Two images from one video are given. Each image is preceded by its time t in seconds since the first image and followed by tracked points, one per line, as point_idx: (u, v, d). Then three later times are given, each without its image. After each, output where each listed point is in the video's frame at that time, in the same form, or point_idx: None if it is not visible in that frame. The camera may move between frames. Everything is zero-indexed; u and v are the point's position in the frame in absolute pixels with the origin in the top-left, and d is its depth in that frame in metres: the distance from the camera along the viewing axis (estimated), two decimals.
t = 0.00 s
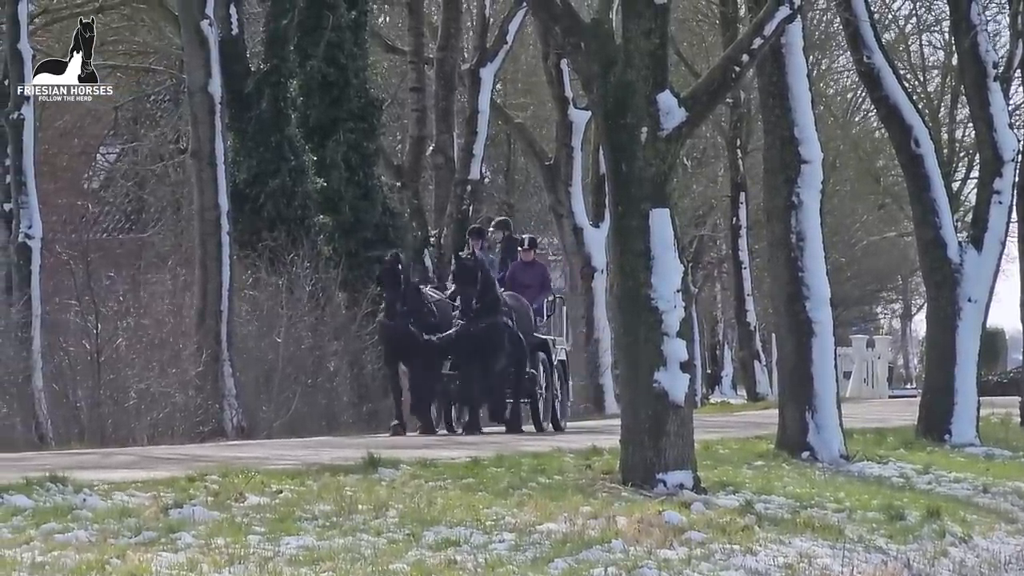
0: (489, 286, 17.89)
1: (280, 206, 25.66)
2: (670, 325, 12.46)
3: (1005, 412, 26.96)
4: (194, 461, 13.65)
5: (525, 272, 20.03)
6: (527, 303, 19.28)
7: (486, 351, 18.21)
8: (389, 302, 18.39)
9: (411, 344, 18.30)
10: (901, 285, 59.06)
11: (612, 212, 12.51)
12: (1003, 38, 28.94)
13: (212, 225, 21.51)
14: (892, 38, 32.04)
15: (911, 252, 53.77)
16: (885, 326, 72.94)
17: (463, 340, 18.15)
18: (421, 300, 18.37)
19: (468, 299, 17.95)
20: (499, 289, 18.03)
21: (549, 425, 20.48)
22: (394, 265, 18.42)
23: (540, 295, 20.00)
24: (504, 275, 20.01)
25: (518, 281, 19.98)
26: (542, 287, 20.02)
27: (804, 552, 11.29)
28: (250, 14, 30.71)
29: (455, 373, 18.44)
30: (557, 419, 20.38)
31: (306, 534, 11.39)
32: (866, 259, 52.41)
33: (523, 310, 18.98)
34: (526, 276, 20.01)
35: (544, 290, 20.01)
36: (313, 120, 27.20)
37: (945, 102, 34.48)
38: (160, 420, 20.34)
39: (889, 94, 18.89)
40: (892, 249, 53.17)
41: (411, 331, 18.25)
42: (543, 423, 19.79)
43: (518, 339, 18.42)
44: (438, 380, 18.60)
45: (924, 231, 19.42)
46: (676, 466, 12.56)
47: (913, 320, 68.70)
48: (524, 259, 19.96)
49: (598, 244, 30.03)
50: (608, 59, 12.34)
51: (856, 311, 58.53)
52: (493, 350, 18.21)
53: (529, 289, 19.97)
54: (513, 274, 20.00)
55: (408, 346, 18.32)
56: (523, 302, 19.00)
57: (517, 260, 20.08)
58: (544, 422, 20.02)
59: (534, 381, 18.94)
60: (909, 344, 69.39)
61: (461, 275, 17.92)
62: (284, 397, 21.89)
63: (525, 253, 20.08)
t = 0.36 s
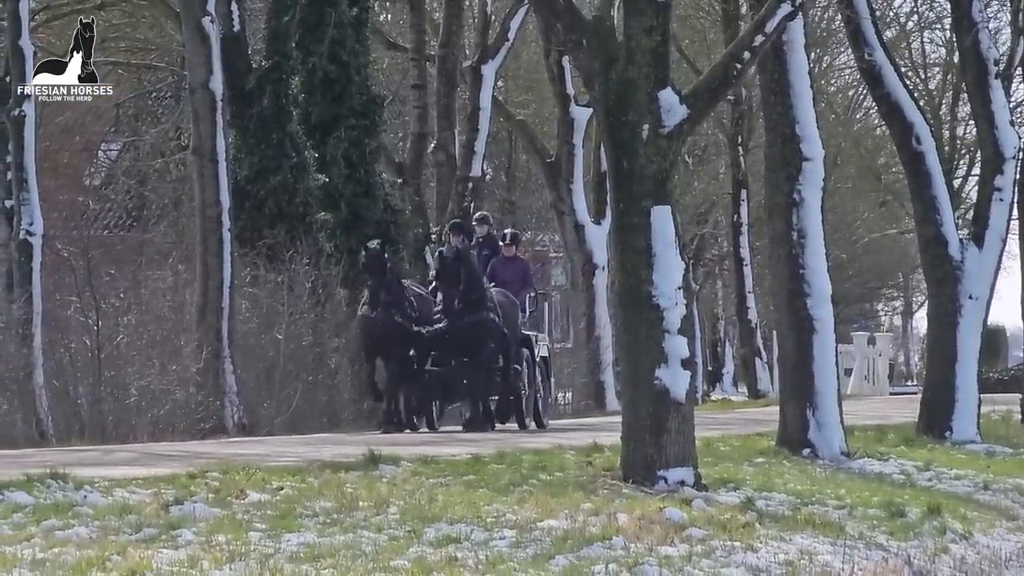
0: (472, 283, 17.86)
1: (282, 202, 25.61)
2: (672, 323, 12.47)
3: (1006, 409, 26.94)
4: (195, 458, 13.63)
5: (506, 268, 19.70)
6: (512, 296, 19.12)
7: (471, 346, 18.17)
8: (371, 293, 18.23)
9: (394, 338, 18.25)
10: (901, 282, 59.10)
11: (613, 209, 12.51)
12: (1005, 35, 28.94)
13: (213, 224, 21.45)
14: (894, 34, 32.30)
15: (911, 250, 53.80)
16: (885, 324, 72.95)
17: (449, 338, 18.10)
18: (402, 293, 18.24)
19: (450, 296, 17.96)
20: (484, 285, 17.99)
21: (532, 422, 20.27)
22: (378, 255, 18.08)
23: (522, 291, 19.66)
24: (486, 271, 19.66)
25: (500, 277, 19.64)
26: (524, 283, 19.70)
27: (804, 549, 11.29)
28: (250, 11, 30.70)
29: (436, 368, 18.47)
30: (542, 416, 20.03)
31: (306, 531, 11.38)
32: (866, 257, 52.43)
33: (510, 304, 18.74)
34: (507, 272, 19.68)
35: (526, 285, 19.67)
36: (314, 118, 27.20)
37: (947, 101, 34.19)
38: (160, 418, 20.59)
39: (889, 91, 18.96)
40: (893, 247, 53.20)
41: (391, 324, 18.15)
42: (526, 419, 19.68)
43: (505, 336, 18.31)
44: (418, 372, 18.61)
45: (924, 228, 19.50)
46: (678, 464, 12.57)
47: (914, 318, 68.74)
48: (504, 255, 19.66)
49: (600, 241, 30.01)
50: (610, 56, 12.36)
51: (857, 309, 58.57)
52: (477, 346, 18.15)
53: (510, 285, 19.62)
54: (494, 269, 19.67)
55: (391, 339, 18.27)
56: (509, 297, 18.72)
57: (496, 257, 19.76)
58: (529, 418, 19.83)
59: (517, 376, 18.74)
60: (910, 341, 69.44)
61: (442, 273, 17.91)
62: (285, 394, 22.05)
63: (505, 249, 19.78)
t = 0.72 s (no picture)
0: (461, 272, 17.75)
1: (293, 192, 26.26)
2: (683, 314, 12.47)
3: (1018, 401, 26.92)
4: (207, 448, 13.64)
5: (499, 257, 19.80)
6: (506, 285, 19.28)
7: (467, 336, 17.94)
8: (360, 289, 17.58)
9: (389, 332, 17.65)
10: (913, 273, 59.10)
11: (624, 199, 12.52)
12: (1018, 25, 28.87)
13: (224, 213, 21.41)
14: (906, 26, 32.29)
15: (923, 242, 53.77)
16: (897, 314, 72.89)
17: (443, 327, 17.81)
18: (393, 286, 17.79)
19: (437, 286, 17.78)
20: (474, 274, 17.86)
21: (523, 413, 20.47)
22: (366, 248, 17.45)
23: (517, 279, 19.70)
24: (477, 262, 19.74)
25: (492, 266, 19.71)
26: (517, 271, 19.75)
27: (815, 540, 11.27)
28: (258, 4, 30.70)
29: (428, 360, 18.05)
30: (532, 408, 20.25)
31: (317, 522, 11.37)
32: (877, 249, 52.42)
33: (504, 290, 19.01)
34: (499, 261, 19.77)
35: (520, 273, 19.74)
36: (325, 109, 27.75)
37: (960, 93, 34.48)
38: (173, 408, 20.76)
39: (901, 82, 19.14)
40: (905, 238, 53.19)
41: (387, 318, 17.57)
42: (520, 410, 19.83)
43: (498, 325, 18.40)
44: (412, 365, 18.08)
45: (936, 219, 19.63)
46: (689, 454, 12.58)
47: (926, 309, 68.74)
48: (496, 243, 19.73)
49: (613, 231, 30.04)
50: (622, 48, 12.34)
51: (869, 301, 58.50)
52: (472, 335, 17.93)
53: (503, 274, 19.68)
54: (487, 259, 19.76)
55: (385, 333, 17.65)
56: (502, 282, 19.04)
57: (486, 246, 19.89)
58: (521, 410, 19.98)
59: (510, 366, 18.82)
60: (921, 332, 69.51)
61: (431, 266, 17.71)
62: (297, 384, 22.08)
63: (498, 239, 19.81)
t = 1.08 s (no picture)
0: (452, 255, 17.44)
1: (304, 178, 26.79)
2: (694, 301, 12.47)
3: None
4: (218, 435, 13.63)
5: (489, 242, 19.67)
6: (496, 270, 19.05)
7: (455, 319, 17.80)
8: (349, 273, 17.81)
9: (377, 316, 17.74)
10: (923, 260, 59.06)
11: (634, 185, 12.51)
12: None
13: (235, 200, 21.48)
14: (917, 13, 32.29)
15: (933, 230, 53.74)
16: (907, 300, 72.76)
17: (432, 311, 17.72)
18: (381, 269, 17.93)
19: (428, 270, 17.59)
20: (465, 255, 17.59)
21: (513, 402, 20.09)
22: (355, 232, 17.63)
23: (506, 266, 19.58)
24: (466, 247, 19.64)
25: (482, 251, 19.59)
26: (507, 257, 19.63)
27: (825, 526, 11.26)
28: None
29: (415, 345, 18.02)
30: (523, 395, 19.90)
31: (327, 508, 11.37)
32: (887, 237, 52.41)
33: (492, 274, 18.57)
34: (489, 246, 19.65)
35: (509, 259, 19.62)
36: (336, 94, 28.25)
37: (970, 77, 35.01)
38: (183, 394, 20.79)
39: (912, 69, 19.14)
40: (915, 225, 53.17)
41: (377, 300, 17.65)
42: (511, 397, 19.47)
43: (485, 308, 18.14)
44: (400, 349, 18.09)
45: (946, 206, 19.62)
46: (699, 441, 12.60)
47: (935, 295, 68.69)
48: (486, 229, 19.63)
49: (622, 218, 30.00)
50: (632, 34, 12.31)
51: (879, 289, 58.48)
52: (461, 319, 17.81)
53: (493, 259, 19.56)
54: (477, 244, 19.65)
55: (372, 316, 17.74)
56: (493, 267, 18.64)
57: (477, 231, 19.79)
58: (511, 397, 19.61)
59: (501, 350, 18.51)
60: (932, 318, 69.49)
61: (420, 250, 17.51)
62: (307, 370, 22.10)
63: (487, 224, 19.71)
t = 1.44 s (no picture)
0: (422, 250, 17.46)
1: (294, 174, 26.98)
2: (683, 296, 12.49)
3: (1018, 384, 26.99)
4: (207, 430, 13.64)
5: (459, 236, 19.20)
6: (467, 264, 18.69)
7: (423, 313, 17.67)
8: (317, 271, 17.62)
9: (343, 313, 17.61)
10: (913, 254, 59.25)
11: (624, 181, 12.52)
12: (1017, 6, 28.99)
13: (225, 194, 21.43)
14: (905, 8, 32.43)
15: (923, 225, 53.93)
16: (897, 295, 72.98)
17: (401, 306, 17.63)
18: (350, 264, 17.87)
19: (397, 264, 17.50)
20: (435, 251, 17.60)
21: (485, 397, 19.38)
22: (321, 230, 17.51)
23: (477, 260, 19.07)
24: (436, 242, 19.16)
25: (452, 245, 19.12)
26: (478, 250, 19.16)
27: (814, 522, 11.25)
28: None
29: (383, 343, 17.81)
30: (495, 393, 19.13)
31: (317, 503, 11.36)
32: (878, 232, 52.58)
33: (462, 268, 18.35)
34: (460, 240, 19.17)
35: (480, 253, 19.12)
36: (326, 90, 28.48)
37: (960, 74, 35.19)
38: (173, 390, 21.06)
39: (901, 65, 19.23)
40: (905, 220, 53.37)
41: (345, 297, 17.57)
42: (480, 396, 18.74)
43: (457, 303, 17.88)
44: (369, 346, 17.86)
45: (936, 202, 19.66)
46: (688, 436, 12.60)
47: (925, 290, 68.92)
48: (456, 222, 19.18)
49: (612, 214, 29.93)
50: (622, 30, 12.32)
51: (871, 285, 58.65)
52: (430, 315, 17.63)
53: (464, 253, 19.09)
54: (447, 238, 19.17)
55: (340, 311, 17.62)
56: (461, 262, 18.38)
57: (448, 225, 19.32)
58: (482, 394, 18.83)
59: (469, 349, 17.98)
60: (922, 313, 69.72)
61: (391, 243, 17.44)
62: (297, 365, 22.30)
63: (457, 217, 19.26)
